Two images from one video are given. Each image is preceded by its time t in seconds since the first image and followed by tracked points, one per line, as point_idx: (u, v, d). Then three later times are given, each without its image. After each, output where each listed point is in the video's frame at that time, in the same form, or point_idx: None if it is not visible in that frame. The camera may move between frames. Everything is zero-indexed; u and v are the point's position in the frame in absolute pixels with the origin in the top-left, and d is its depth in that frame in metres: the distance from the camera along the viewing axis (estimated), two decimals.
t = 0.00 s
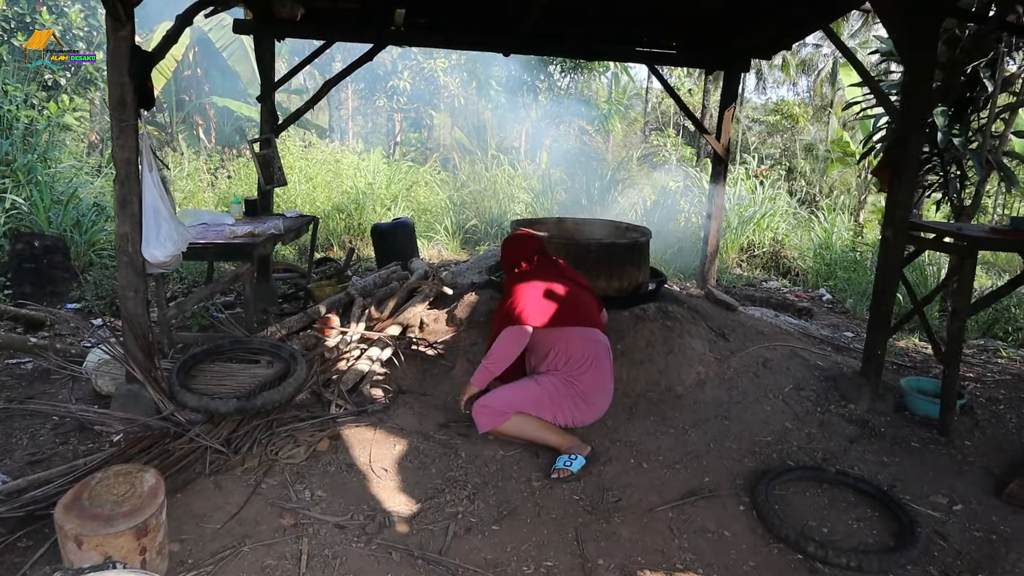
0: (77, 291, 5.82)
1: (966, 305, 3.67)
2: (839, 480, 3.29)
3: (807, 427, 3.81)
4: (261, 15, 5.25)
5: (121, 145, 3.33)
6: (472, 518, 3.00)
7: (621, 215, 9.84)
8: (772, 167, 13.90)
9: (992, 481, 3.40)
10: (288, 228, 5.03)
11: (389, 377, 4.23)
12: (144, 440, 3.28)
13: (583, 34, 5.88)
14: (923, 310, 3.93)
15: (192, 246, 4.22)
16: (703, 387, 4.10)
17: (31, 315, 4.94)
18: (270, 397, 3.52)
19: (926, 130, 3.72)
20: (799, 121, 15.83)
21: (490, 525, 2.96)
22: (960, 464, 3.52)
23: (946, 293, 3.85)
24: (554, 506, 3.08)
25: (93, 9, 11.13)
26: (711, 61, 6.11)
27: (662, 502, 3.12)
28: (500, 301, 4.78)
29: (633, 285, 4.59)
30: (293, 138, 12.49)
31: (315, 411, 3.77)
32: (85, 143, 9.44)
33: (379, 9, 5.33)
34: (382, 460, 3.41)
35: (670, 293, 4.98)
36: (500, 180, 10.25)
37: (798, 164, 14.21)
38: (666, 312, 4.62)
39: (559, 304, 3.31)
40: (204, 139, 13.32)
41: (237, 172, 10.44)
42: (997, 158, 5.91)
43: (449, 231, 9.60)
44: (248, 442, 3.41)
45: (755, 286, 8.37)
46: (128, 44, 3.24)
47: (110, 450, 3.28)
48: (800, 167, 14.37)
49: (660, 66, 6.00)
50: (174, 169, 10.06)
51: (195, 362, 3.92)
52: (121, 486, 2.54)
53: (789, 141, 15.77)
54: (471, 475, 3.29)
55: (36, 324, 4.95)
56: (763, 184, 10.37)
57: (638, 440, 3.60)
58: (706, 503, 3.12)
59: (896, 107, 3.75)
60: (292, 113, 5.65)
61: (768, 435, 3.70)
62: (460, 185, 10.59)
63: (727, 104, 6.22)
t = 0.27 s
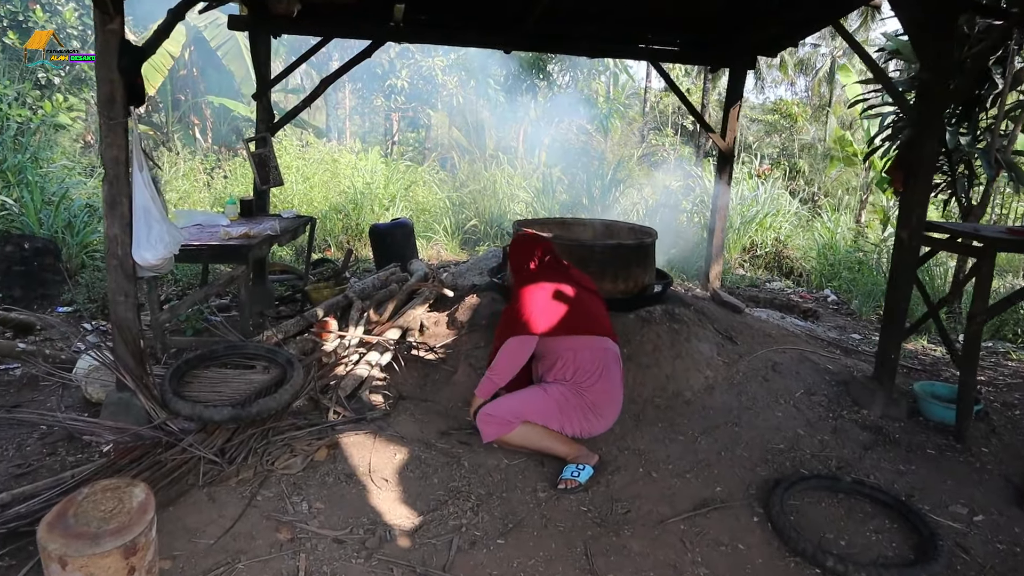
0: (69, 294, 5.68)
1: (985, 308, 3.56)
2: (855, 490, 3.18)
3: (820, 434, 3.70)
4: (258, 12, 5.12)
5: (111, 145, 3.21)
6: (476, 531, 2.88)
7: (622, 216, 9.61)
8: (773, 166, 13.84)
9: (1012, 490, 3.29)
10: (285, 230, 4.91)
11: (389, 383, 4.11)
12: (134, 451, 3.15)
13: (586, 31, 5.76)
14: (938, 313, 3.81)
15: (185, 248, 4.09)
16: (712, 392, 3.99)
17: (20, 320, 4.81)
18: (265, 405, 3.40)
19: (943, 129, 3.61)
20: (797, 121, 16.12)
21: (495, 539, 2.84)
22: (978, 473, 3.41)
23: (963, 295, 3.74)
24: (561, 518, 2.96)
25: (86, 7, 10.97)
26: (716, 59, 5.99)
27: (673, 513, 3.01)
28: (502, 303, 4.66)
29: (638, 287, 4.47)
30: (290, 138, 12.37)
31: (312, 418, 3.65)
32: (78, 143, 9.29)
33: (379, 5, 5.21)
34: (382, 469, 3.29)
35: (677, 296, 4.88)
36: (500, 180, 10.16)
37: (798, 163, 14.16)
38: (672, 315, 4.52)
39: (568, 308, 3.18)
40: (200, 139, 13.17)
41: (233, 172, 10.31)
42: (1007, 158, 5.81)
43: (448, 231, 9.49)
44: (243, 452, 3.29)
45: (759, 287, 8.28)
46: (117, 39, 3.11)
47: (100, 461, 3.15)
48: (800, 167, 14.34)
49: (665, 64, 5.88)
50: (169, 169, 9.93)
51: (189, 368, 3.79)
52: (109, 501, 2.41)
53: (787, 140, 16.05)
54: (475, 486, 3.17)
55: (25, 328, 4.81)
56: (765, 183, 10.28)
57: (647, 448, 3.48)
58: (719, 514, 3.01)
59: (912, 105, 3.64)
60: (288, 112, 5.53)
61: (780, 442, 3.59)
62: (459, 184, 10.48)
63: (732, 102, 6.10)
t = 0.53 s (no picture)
0: (57, 298, 5.52)
1: (1002, 308, 3.44)
2: (872, 498, 3.06)
3: (833, 439, 3.57)
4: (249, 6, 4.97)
5: (93, 144, 3.06)
6: (479, 546, 2.75)
7: (623, 214, 9.44)
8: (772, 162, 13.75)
9: None
10: (278, 230, 4.77)
11: (387, 389, 3.98)
12: (121, 464, 3.00)
13: (587, 25, 5.63)
14: (953, 313, 3.69)
15: (175, 251, 3.95)
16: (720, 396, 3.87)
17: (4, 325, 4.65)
18: (259, 413, 3.26)
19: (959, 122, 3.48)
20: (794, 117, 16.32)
21: (499, 554, 2.71)
22: (997, 479, 3.30)
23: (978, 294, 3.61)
24: (567, 531, 2.84)
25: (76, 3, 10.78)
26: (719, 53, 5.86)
27: (684, 525, 2.89)
28: (503, 305, 4.54)
29: (642, 288, 4.35)
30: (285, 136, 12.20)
31: (307, 426, 3.52)
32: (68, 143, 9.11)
33: None
34: (380, 480, 3.17)
35: (681, 296, 4.76)
36: (498, 177, 10.04)
37: (797, 159, 14.06)
38: (678, 316, 4.40)
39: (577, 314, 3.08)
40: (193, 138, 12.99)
41: (227, 171, 10.14)
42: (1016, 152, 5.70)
43: (446, 230, 9.36)
44: (235, 463, 3.15)
45: (761, 285, 8.17)
46: (98, 32, 2.97)
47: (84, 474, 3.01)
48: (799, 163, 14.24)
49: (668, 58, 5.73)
50: (161, 168, 9.76)
51: (180, 376, 3.65)
52: (91, 521, 2.28)
53: (785, 135, 16.21)
54: (477, 497, 3.04)
55: (10, 334, 4.66)
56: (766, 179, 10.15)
57: (655, 456, 3.36)
58: (731, 526, 2.89)
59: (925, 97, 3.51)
60: (281, 109, 5.38)
61: (792, 448, 3.47)
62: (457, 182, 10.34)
63: (736, 97, 5.97)
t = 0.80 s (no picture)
0: (44, 298, 5.39)
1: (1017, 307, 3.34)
2: (884, 506, 2.96)
3: (841, 443, 3.47)
4: None
5: (75, 139, 2.94)
6: (478, 558, 2.65)
7: (622, 212, 9.37)
8: (771, 158, 13.70)
9: None
10: (271, 228, 4.65)
11: (382, 392, 3.87)
12: (105, 473, 2.88)
13: (586, 19, 5.52)
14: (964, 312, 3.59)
15: (163, 250, 3.83)
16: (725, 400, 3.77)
17: None
18: (249, 418, 3.15)
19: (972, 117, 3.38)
20: (791, 114, 16.47)
21: (499, 567, 2.60)
22: (1011, 485, 3.20)
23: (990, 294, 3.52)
24: (570, 542, 2.74)
25: None
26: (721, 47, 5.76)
27: (690, 535, 2.79)
28: (501, 305, 4.43)
29: (644, 288, 4.26)
30: (279, 133, 12.05)
31: (300, 431, 3.41)
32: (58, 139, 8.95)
33: None
34: (376, 487, 3.05)
35: (683, 296, 4.67)
36: (494, 175, 9.93)
37: (795, 156, 14.00)
38: (681, 316, 4.30)
39: (580, 316, 2.98)
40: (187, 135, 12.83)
41: (221, 169, 9.99)
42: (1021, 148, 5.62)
43: (443, 228, 9.27)
44: (225, 471, 3.04)
45: (762, 283, 8.09)
46: (81, 22, 2.86)
47: (67, 483, 2.89)
48: (797, 161, 14.18)
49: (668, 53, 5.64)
50: (154, 166, 9.62)
51: (168, 379, 3.54)
52: (71, 536, 2.17)
53: (782, 132, 16.33)
54: (475, 506, 2.94)
55: None
56: (766, 177, 10.06)
57: (659, 462, 3.27)
58: (739, 535, 2.79)
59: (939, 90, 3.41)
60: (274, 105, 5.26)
61: (800, 453, 3.37)
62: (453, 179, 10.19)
63: (738, 93, 5.87)
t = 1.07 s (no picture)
0: (34, 300, 5.29)
1: None
2: (894, 514, 2.89)
3: (847, 449, 3.41)
4: None
5: (63, 138, 2.86)
6: (480, 569, 2.57)
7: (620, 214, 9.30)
8: (767, 159, 13.70)
9: None
10: (265, 230, 4.56)
11: (380, 397, 3.80)
12: (94, 481, 2.78)
13: (586, 18, 5.46)
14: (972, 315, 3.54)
15: (155, 252, 3.75)
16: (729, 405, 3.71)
17: None
18: (243, 424, 3.06)
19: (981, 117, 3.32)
20: (787, 115, 16.51)
21: None
22: (1021, 491, 3.15)
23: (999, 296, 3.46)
24: (573, 552, 2.67)
25: None
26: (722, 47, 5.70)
27: (696, 544, 2.72)
28: (500, 308, 4.36)
29: (646, 291, 4.19)
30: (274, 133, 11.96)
31: (295, 438, 3.32)
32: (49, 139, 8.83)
33: None
34: (374, 495, 2.97)
35: (685, 298, 4.61)
36: (491, 176, 9.86)
37: (791, 157, 14.00)
38: (683, 319, 4.24)
39: (578, 323, 2.86)
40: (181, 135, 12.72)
41: (215, 169, 9.89)
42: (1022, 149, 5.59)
43: (440, 230, 9.20)
44: (218, 479, 2.95)
45: (761, 285, 8.05)
46: (68, 15, 2.78)
47: (55, 491, 2.80)
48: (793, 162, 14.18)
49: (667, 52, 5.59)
50: (147, 166, 9.51)
51: (160, 385, 3.45)
52: (57, 550, 2.09)
53: (778, 133, 16.37)
54: (476, 515, 2.86)
55: None
56: (764, 178, 10.03)
57: (663, 469, 3.20)
58: (747, 545, 2.72)
59: (947, 90, 3.35)
60: (269, 104, 5.18)
61: (806, 459, 3.31)
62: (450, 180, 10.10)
63: (738, 93, 5.81)
